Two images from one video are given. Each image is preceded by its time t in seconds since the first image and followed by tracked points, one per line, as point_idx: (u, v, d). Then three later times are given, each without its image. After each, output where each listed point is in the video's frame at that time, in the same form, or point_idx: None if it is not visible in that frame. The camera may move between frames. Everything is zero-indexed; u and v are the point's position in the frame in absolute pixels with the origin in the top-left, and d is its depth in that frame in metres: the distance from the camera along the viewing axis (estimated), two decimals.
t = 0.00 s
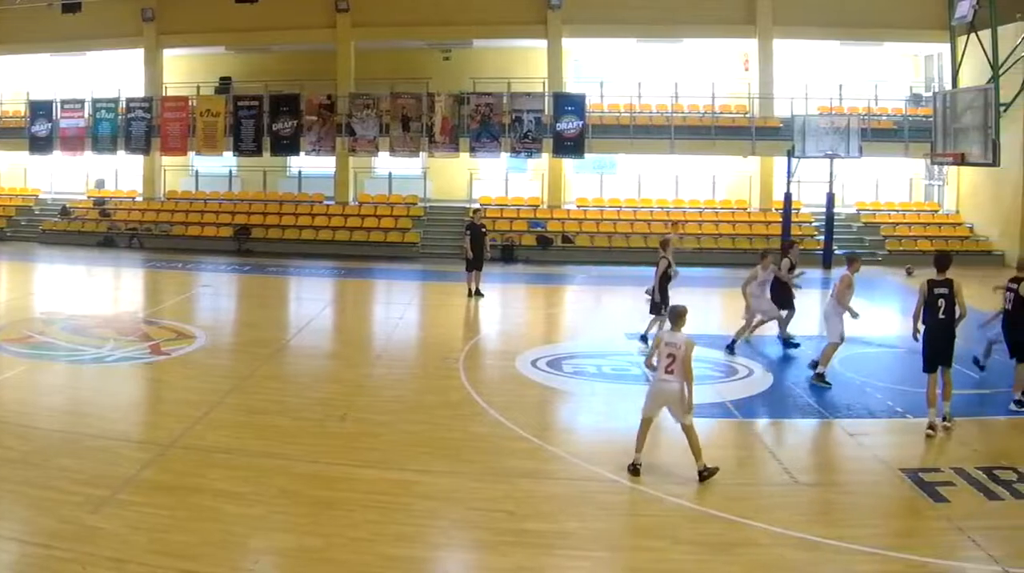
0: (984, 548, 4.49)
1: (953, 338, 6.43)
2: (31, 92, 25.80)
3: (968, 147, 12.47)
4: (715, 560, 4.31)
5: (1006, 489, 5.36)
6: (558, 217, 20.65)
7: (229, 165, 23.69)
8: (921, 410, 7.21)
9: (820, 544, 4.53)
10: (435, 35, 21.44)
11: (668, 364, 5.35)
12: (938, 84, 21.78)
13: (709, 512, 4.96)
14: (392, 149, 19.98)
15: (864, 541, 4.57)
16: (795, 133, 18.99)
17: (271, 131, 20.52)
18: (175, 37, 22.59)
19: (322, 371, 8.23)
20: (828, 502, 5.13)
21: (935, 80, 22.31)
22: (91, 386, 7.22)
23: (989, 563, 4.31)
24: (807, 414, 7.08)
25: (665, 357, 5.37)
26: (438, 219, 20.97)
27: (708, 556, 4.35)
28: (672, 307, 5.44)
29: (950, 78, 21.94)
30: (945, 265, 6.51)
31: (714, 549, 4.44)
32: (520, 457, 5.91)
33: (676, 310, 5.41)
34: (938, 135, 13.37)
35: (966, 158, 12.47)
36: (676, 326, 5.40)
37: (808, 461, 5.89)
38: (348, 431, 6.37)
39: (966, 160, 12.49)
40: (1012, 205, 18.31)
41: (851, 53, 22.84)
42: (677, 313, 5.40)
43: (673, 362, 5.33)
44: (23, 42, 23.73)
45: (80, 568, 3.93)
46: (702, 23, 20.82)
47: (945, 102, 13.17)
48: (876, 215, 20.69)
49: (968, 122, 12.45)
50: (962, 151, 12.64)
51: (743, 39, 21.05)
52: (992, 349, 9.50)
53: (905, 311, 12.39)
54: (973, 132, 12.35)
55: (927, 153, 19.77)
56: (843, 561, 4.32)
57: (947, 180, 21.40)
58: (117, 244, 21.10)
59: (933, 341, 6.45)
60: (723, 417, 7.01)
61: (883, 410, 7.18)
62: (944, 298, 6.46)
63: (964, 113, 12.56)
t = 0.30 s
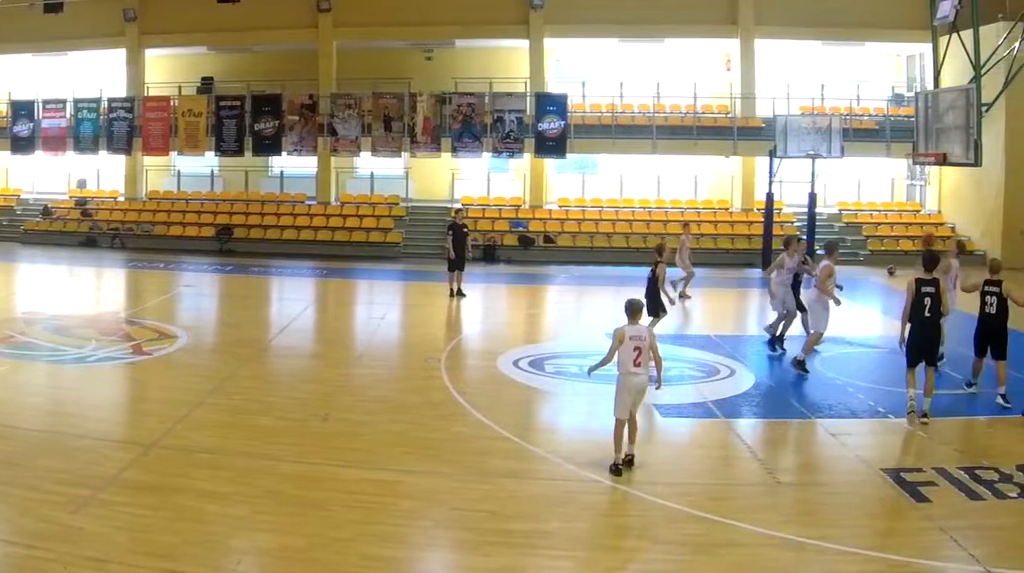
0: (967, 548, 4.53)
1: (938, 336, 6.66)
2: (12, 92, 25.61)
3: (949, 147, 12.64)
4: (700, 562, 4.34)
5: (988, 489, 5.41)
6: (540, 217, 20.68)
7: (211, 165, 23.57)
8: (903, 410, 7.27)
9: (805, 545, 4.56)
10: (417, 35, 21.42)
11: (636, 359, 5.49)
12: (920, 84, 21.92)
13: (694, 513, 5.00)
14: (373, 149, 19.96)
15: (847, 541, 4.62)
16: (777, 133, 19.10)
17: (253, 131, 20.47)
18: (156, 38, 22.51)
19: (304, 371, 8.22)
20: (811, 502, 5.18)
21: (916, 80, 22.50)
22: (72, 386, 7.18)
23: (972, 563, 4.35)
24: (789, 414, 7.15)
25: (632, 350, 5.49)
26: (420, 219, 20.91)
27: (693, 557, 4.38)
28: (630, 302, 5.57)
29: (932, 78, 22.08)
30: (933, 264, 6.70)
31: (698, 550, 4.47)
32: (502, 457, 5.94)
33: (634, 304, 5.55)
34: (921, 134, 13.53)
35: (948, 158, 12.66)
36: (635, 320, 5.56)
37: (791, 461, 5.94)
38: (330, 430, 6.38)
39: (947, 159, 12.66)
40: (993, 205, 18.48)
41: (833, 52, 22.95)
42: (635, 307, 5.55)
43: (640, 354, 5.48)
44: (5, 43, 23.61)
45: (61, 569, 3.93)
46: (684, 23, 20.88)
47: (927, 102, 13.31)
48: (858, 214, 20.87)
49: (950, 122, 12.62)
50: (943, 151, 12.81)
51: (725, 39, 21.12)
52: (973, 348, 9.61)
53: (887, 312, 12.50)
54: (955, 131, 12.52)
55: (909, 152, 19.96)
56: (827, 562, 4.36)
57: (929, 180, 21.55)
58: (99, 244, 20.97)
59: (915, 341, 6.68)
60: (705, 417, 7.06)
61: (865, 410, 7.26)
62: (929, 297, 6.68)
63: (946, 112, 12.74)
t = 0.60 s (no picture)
0: (946, 548, 4.59)
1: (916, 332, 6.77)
2: None
3: (930, 147, 12.82)
4: (680, 563, 4.38)
5: (967, 489, 5.49)
6: (520, 217, 20.72)
7: (191, 165, 23.47)
8: (883, 409, 7.37)
9: (786, 545, 4.62)
10: (398, 34, 21.41)
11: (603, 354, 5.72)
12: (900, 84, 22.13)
13: (676, 513, 5.05)
14: (354, 149, 19.94)
15: (827, 541, 4.68)
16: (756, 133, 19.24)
17: (233, 131, 20.40)
18: (137, 39, 22.46)
19: (285, 371, 8.21)
20: (792, 503, 5.24)
21: (897, 80, 22.73)
22: (51, 386, 7.15)
23: (951, 564, 4.41)
24: (768, 414, 7.24)
25: (600, 347, 5.72)
26: (400, 219, 20.85)
27: (674, 557, 4.43)
28: (603, 297, 5.84)
29: (912, 78, 22.26)
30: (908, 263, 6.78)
31: (680, 550, 4.52)
32: (483, 457, 5.97)
33: (605, 302, 5.80)
34: (901, 134, 13.71)
35: (929, 159, 12.82)
36: (606, 317, 5.81)
37: (768, 461, 6.02)
38: (310, 430, 6.38)
39: (928, 159, 12.85)
40: (974, 205, 18.65)
41: (813, 52, 23.11)
42: (606, 304, 5.80)
43: (607, 351, 5.72)
44: None
45: (41, 569, 3.94)
46: (663, 22, 20.98)
47: (908, 102, 13.49)
48: (838, 215, 21.04)
49: (930, 122, 12.81)
50: (924, 151, 12.99)
51: (706, 38, 21.23)
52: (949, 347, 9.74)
53: (867, 311, 12.63)
54: (936, 132, 12.71)
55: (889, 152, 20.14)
56: (807, 562, 4.41)
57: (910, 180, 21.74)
58: (79, 244, 20.87)
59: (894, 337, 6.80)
60: (684, 417, 7.13)
61: (842, 410, 7.35)
62: (905, 294, 6.75)
63: (927, 112, 12.93)
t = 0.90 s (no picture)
0: (927, 548, 4.63)
1: (893, 328, 6.89)
2: None
3: (910, 147, 13.02)
4: (660, 563, 4.41)
5: (947, 489, 5.56)
6: (501, 217, 20.75)
7: (172, 165, 23.36)
8: (864, 409, 7.45)
9: (767, 545, 4.66)
10: (380, 33, 21.38)
11: (570, 352, 5.82)
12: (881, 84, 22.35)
13: (658, 513, 5.08)
14: (334, 149, 19.90)
15: (808, 540, 4.72)
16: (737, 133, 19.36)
17: (214, 131, 20.31)
18: (118, 40, 22.43)
19: (266, 371, 8.19)
20: (773, 503, 5.29)
21: (877, 80, 22.94)
22: (30, 386, 7.12)
23: (932, 563, 4.45)
24: (748, 414, 7.31)
25: (567, 344, 5.82)
26: (380, 219, 20.69)
27: (654, 556, 4.46)
28: (572, 294, 5.89)
29: (892, 78, 22.45)
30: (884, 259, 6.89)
31: (661, 550, 4.54)
32: (463, 457, 6.00)
33: (575, 299, 5.84)
34: (881, 134, 13.88)
35: (909, 158, 13.00)
36: (575, 315, 5.88)
37: (749, 461, 6.08)
38: (291, 430, 6.38)
39: (909, 159, 13.04)
40: (955, 204, 18.82)
41: (794, 52, 23.26)
42: (575, 301, 5.86)
43: (574, 348, 5.81)
44: None
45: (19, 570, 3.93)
46: (644, 22, 21.08)
47: (887, 103, 13.66)
48: (819, 215, 21.21)
49: (910, 122, 13.00)
50: (905, 151, 13.19)
51: (687, 38, 21.33)
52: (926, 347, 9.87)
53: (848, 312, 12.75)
54: (916, 132, 12.90)
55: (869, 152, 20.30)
56: (787, 562, 4.45)
57: (890, 180, 21.94)
58: (59, 244, 20.76)
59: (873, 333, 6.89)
60: (665, 417, 7.19)
61: (823, 410, 7.44)
62: (883, 291, 6.88)
63: (907, 112, 13.10)
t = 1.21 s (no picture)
0: (908, 548, 4.68)
1: (874, 328, 6.99)
2: None
3: (891, 147, 13.20)
4: (639, 562, 4.46)
5: (928, 488, 5.63)
6: (481, 217, 20.76)
7: (152, 165, 23.25)
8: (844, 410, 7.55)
9: (747, 544, 4.71)
10: (361, 33, 21.34)
11: (532, 350, 5.90)
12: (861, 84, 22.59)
13: (639, 513, 5.13)
14: (315, 149, 19.82)
15: (787, 539, 4.78)
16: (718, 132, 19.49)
17: (194, 131, 20.20)
18: (99, 40, 22.36)
19: (246, 370, 8.17)
20: (753, 502, 5.36)
21: (858, 80, 23.15)
22: (10, 386, 7.11)
23: (915, 564, 4.48)
24: (729, 414, 7.39)
25: (529, 342, 5.90)
26: (360, 219, 20.60)
27: (633, 556, 4.51)
28: (530, 294, 6.02)
29: (872, 78, 22.68)
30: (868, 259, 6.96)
31: (641, 550, 4.58)
32: (445, 456, 6.03)
33: (533, 298, 5.97)
34: (861, 133, 14.06)
35: (890, 158, 13.18)
36: (535, 313, 5.98)
37: (728, 461, 6.16)
38: (272, 430, 6.39)
39: (890, 159, 13.22)
40: (935, 203, 19.04)
41: (774, 52, 23.46)
42: (534, 300, 5.98)
43: (536, 346, 5.89)
44: None
45: None
46: (625, 22, 21.18)
47: (868, 103, 13.84)
48: (799, 214, 21.39)
49: (891, 122, 13.17)
50: (885, 150, 13.37)
51: (667, 38, 21.45)
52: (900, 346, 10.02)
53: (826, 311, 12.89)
54: (896, 132, 13.09)
55: (849, 152, 20.50)
56: (767, 562, 4.49)
57: (871, 180, 22.18)
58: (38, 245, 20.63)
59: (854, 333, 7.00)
60: (645, 417, 7.25)
61: (802, 411, 7.53)
62: (866, 291, 6.97)
63: (888, 112, 13.28)
